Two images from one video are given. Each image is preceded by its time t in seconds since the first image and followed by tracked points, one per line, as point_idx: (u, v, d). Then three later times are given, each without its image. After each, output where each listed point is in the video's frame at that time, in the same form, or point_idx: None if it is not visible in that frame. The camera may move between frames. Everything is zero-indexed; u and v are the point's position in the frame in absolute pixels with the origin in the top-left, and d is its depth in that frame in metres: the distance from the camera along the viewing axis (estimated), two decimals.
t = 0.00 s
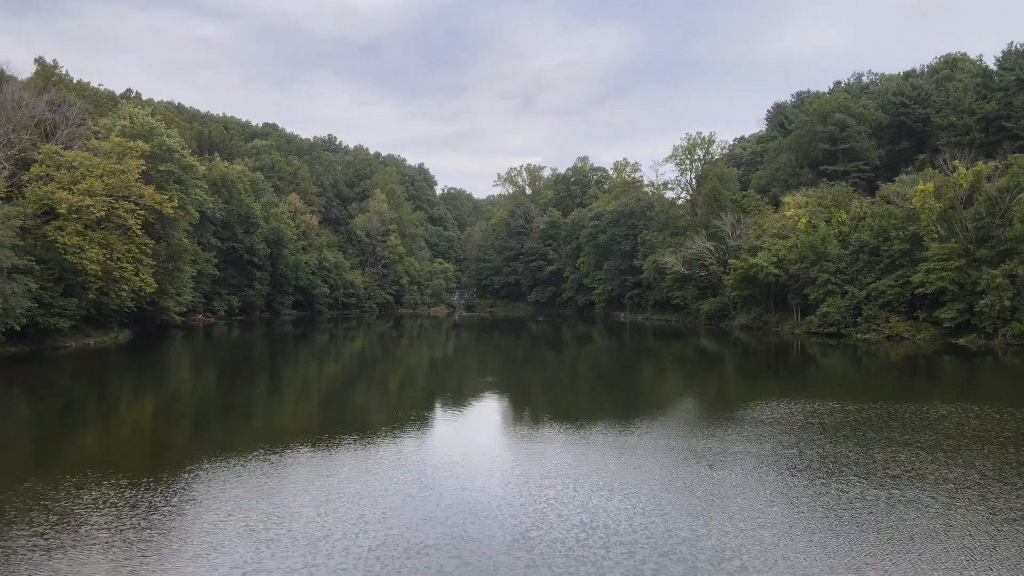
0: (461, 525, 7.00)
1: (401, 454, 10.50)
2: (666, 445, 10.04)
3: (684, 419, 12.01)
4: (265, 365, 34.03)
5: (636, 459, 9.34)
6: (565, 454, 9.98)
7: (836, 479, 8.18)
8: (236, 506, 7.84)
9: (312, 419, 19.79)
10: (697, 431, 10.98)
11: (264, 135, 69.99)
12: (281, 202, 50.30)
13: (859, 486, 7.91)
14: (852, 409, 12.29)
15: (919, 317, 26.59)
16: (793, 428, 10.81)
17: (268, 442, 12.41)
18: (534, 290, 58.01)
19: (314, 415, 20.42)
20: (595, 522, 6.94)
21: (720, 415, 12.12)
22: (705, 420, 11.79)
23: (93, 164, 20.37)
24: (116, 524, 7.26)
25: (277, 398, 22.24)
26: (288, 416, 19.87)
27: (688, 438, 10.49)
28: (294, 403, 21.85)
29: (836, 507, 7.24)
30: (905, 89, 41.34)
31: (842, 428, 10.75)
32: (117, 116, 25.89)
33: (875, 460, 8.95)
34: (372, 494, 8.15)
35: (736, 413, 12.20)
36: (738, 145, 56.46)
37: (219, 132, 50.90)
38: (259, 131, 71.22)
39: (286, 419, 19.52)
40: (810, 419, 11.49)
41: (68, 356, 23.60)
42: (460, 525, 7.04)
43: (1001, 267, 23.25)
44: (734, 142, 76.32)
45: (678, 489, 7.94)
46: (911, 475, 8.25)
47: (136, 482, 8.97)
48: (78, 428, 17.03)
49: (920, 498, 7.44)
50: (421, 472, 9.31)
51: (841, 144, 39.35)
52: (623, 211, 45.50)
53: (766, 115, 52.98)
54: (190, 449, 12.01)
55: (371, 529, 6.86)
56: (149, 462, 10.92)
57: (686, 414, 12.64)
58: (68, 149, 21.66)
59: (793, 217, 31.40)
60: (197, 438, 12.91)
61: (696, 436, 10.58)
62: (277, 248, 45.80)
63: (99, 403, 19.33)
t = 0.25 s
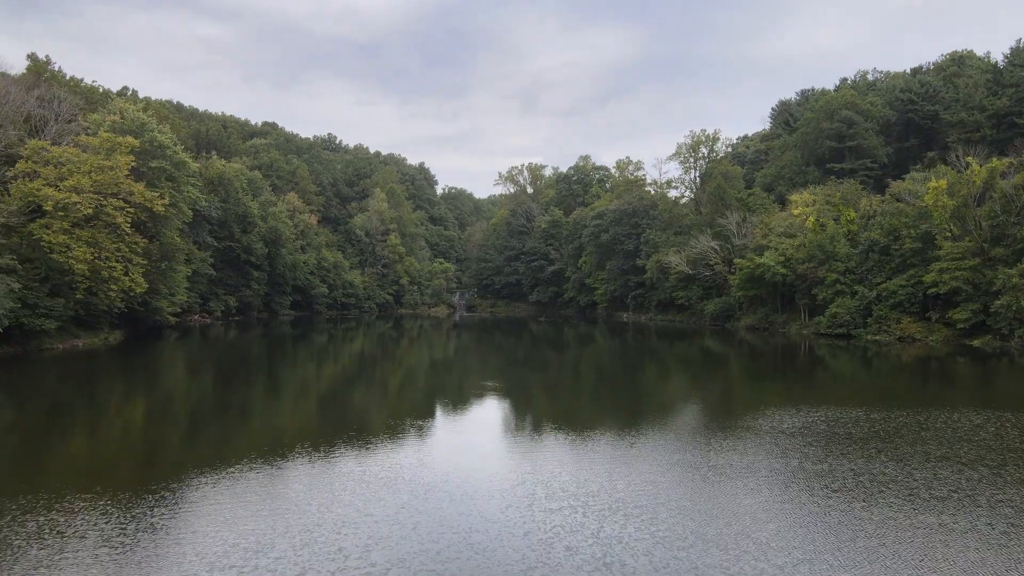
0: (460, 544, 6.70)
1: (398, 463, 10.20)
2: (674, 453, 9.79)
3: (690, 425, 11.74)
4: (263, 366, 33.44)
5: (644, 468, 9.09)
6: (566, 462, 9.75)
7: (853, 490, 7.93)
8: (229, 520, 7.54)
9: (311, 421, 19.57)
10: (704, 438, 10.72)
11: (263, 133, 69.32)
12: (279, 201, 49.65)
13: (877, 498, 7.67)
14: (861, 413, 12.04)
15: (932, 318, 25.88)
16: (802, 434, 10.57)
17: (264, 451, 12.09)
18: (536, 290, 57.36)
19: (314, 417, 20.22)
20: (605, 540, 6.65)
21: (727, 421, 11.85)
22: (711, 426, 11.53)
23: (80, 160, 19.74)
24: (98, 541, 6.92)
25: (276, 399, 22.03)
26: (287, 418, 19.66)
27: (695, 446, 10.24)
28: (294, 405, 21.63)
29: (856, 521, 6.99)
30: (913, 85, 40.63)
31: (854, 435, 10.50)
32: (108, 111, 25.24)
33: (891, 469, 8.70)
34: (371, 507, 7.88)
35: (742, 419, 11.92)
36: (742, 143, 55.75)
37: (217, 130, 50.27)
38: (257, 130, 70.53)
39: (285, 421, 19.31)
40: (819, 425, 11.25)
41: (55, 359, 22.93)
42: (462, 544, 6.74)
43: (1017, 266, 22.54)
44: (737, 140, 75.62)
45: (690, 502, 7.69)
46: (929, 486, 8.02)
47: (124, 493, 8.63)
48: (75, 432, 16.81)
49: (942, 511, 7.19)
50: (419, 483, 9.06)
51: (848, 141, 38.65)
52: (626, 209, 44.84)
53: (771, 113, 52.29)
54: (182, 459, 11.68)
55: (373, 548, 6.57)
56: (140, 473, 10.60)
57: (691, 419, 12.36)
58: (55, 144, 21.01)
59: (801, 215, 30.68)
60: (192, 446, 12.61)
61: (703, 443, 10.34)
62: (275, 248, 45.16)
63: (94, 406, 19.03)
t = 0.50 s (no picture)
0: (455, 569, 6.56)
1: (395, 481, 10.12)
2: (676, 469, 9.75)
3: (692, 439, 11.66)
4: (260, 368, 32.72)
5: (647, 484, 9.05)
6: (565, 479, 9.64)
7: (860, 505, 7.88)
8: (217, 540, 7.49)
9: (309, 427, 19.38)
10: (706, 453, 10.64)
11: (263, 132, 68.66)
12: (277, 200, 48.96)
13: (886, 513, 7.60)
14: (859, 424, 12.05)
15: (947, 319, 25.04)
16: (805, 447, 10.53)
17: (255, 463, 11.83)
18: (537, 290, 56.61)
19: (312, 422, 20.05)
20: (611, 558, 6.54)
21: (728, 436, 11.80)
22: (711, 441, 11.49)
23: (65, 155, 19.04)
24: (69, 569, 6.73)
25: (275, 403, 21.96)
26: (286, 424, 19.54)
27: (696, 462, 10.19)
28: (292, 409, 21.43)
29: (865, 535, 6.95)
30: (923, 81, 39.79)
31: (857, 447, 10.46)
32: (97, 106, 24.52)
33: (897, 484, 8.63)
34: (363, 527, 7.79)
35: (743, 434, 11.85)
36: (747, 141, 54.92)
37: (214, 129, 49.62)
38: (257, 129, 69.84)
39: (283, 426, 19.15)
40: (820, 436, 11.21)
41: (39, 362, 22.30)
42: (455, 565, 6.66)
43: None
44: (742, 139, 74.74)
45: (696, 517, 7.64)
46: (936, 500, 7.97)
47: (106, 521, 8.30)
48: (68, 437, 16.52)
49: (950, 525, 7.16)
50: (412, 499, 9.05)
51: (857, 138, 37.83)
52: (629, 208, 44.08)
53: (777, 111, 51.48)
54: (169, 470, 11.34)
55: (368, 574, 6.37)
56: (128, 486, 10.31)
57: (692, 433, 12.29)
58: (40, 140, 20.29)
59: (810, 213, 29.83)
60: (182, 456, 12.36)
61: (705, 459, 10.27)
62: (273, 247, 44.47)
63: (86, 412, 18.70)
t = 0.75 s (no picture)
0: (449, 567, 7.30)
1: (397, 482, 11.00)
2: (681, 474, 9.88)
3: (693, 444, 11.76)
4: (257, 369, 32.09)
5: (652, 490, 9.20)
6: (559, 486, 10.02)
7: (867, 510, 8.00)
8: (247, 532, 8.55)
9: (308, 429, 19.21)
10: (709, 457, 10.75)
11: (262, 131, 68.03)
12: (275, 199, 48.34)
13: (872, 515, 7.86)
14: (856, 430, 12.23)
15: (961, 320, 24.33)
16: (807, 452, 10.66)
17: (250, 472, 11.59)
18: (539, 290, 55.94)
19: (312, 425, 19.92)
20: (620, 567, 6.70)
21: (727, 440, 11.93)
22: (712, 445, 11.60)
23: (50, 150, 18.38)
24: (93, 572, 7.28)
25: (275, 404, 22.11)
26: (286, 426, 19.43)
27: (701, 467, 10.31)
28: (290, 413, 21.23)
29: (873, 542, 7.07)
30: (931, 77, 39.10)
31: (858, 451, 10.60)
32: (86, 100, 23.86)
33: (902, 489, 8.77)
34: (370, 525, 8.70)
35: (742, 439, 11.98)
36: (751, 140, 54.25)
37: (211, 127, 49.00)
38: (255, 127, 69.20)
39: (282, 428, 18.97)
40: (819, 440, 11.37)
41: (24, 365, 21.67)
42: (452, 565, 7.31)
43: None
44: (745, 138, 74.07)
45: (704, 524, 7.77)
46: (942, 505, 8.08)
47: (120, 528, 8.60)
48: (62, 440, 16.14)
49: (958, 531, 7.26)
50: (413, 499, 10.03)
51: (865, 135, 37.15)
52: (632, 207, 43.41)
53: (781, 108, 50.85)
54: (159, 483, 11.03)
55: (383, 563, 7.37)
56: (119, 499, 10.06)
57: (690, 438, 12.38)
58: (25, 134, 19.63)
59: (818, 211, 29.12)
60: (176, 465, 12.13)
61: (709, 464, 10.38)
62: (270, 247, 43.86)
63: (78, 416, 18.22)
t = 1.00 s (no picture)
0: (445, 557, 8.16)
1: (407, 481, 11.90)
2: (685, 486, 10.19)
3: (695, 456, 12.05)
4: (254, 370, 31.43)
5: (656, 501, 9.51)
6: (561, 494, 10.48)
7: (868, 522, 8.29)
8: (270, 522, 9.65)
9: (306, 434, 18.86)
10: (712, 469, 11.05)
11: (260, 130, 67.28)
12: (273, 198, 47.60)
13: (861, 525, 8.21)
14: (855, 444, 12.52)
15: (979, 322, 23.48)
16: (807, 465, 10.96)
17: (243, 492, 11.21)
18: (540, 291, 55.17)
19: (310, 429, 19.59)
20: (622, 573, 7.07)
21: (728, 452, 12.22)
22: (714, 458, 11.86)
23: (32, 144, 17.63)
24: (149, 549, 8.47)
25: (272, 407, 21.96)
26: (284, 431, 19.14)
27: (705, 480, 10.55)
28: (288, 418, 20.90)
29: (873, 553, 7.39)
30: (942, 73, 38.28)
31: (857, 465, 10.91)
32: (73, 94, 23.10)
33: (899, 502, 9.01)
34: (380, 519, 9.66)
35: (743, 451, 12.25)
36: (756, 137, 53.45)
37: (208, 125, 48.28)
38: (254, 126, 68.43)
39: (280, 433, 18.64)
40: (818, 455, 11.67)
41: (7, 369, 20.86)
42: (453, 561, 8.07)
43: None
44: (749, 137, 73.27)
45: (710, 535, 8.09)
46: (940, 518, 8.39)
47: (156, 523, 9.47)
48: (50, 446, 15.64)
49: (956, 543, 7.56)
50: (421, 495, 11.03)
51: (874, 132, 36.34)
52: (636, 206, 42.63)
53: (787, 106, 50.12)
54: (146, 505, 10.59)
55: (399, 552, 8.35)
56: (150, 498, 10.90)
57: (692, 450, 12.62)
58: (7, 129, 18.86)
59: (829, 209, 28.31)
60: (168, 484, 11.78)
61: (712, 477, 10.67)
62: (268, 246, 43.11)
63: (66, 422, 17.65)
